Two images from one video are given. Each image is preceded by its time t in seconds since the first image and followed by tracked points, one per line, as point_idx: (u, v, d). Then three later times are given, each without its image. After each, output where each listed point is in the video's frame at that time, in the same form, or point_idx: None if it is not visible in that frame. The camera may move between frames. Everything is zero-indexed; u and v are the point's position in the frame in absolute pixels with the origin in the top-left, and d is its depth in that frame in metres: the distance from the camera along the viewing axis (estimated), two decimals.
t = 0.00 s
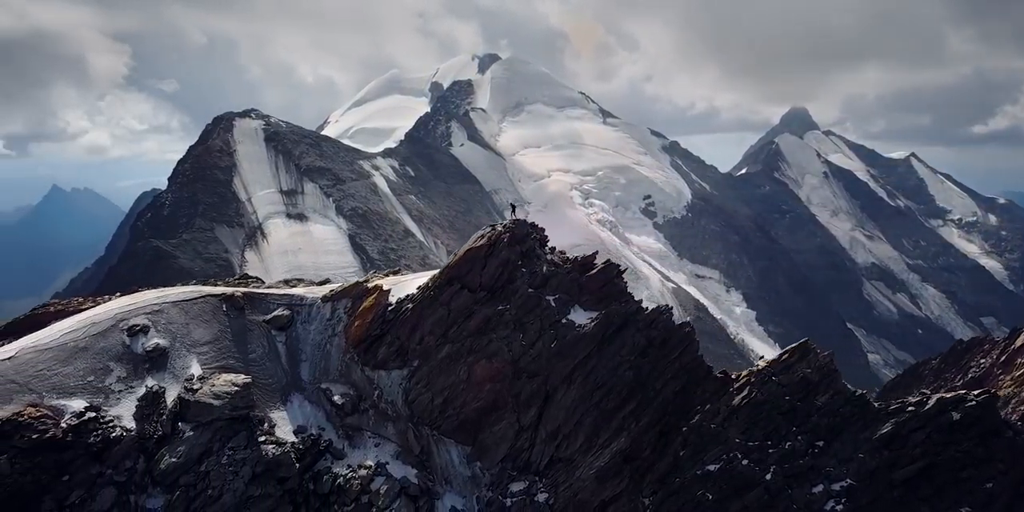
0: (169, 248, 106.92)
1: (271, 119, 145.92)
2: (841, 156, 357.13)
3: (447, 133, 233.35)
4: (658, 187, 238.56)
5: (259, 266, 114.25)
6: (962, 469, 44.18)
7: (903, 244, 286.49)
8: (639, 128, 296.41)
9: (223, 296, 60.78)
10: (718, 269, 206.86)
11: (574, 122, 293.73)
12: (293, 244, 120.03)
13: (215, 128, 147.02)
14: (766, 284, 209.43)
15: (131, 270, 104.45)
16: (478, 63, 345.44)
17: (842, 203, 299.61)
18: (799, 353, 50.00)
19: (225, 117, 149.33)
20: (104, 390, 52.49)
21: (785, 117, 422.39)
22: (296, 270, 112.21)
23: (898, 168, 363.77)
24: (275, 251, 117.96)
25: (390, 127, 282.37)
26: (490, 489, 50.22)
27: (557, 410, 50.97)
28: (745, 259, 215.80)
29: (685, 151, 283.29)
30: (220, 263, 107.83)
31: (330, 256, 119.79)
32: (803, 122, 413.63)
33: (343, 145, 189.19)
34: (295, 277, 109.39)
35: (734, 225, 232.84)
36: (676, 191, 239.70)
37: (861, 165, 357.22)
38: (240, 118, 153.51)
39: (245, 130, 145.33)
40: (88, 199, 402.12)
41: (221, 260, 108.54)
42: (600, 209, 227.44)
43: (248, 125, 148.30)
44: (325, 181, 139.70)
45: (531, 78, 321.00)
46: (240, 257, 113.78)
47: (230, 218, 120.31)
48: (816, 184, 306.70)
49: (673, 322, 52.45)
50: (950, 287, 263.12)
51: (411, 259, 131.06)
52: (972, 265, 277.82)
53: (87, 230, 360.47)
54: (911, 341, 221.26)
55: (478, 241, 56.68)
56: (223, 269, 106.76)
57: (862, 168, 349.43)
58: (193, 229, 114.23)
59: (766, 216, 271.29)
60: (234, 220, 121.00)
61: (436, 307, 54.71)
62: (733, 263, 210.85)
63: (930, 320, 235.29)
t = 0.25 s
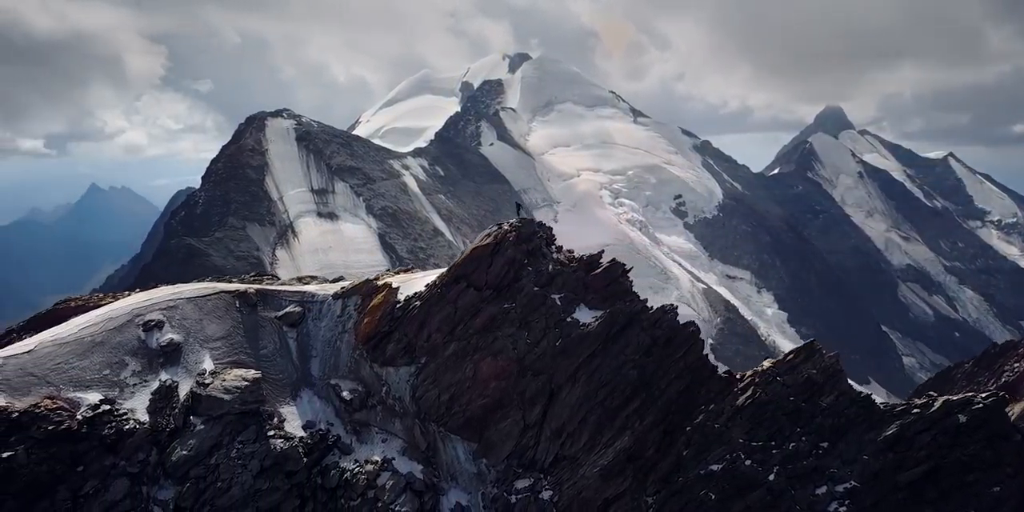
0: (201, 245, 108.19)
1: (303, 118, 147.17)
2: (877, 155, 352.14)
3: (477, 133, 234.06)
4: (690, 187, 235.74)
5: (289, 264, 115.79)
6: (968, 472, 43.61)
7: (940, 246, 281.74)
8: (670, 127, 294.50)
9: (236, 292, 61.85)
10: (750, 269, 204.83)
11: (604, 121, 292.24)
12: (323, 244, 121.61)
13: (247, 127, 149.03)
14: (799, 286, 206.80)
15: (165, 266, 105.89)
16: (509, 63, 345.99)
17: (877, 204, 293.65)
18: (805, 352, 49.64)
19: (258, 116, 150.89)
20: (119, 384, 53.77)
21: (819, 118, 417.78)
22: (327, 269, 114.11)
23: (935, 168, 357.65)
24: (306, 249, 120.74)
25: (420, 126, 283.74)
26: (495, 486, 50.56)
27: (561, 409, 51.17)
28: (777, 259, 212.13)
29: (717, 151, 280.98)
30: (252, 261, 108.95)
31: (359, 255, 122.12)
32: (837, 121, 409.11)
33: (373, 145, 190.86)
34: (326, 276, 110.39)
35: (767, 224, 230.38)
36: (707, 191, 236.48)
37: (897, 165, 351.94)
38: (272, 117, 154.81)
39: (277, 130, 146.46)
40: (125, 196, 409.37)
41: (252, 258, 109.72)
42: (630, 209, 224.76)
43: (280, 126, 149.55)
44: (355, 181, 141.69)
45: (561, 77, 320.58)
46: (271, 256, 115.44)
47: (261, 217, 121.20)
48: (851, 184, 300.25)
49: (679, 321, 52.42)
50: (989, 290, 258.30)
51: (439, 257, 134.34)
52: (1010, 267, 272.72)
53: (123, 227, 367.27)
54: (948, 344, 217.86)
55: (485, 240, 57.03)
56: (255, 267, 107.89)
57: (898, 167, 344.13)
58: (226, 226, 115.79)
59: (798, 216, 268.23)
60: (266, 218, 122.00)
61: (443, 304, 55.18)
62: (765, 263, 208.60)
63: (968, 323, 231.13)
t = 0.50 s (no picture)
0: (233, 244, 109.77)
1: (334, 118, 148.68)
2: (914, 155, 346.60)
3: (507, 132, 234.62)
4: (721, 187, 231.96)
5: (320, 261, 117.33)
6: (973, 476, 43.08)
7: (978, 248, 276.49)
8: (701, 127, 292.50)
9: (249, 289, 62.87)
10: (781, 270, 202.95)
11: (635, 120, 290.55)
12: (353, 242, 123.31)
13: (278, 128, 150.42)
14: (833, 288, 205.59)
15: (197, 264, 107.57)
16: (540, 62, 346.53)
17: (913, 205, 287.06)
18: (811, 352, 49.37)
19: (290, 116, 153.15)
20: (134, 378, 55.00)
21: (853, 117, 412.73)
22: (357, 267, 115.45)
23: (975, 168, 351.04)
24: (337, 247, 122.32)
25: (450, 126, 284.90)
26: (500, 483, 51.01)
27: (566, 407, 51.40)
28: (809, 260, 210.64)
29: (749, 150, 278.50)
30: (283, 260, 110.15)
31: (388, 254, 123.89)
32: (872, 120, 403.93)
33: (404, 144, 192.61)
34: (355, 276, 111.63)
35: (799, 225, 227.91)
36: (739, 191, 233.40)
37: (935, 164, 346.24)
38: (304, 117, 156.46)
39: (308, 129, 148.05)
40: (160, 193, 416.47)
41: (283, 257, 110.94)
42: (660, 209, 221.65)
43: (311, 125, 151.36)
44: (384, 181, 143.55)
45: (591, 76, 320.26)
46: (302, 254, 117.00)
47: (292, 215, 122.56)
48: (887, 184, 292.87)
49: (684, 320, 52.39)
50: None
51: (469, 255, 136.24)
52: None
53: (158, 224, 373.71)
54: (985, 347, 214.12)
55: (491, 238, 57.35)
56: (286, 265, 109.18)
57: (936, 167, 338.55)
58: (258, 225, 117.26)
59: (832, 216, 264.87)
60: (296, 217, 123.52)
61: (450, 302, 55.63)
62: (797, 264, 206.21)
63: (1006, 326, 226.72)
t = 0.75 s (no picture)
0: (264, 241, 109.79)
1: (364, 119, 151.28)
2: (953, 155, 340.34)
3: (536, 131, 234.83)
4: (753, 186, 228.73)
5: (350, 260, 118.80)
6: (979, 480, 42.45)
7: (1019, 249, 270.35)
8: (732, 126, 289.18)
9: (263, 286, 63.91)
10: (815, 271, 199.30)
11: (666, 119, 288.25)
12: (382, 240, 125.19)
13: (311, 127, 154.01)
14: (867, 289, 201.46)
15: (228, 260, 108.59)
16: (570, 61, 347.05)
17: (951, 206, 281.12)
18: (815, 353, 49.15)
19: (319, 116, 156.38)
20: (150, 372, 56.19)
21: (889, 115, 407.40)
22: (386, 266, 116.05)
23: (1016, 168, 343.31)
24: (367, 246, 124.12)
25: (481, 125, 285.69)
26: (506, 479, 51.43)
27: (571, 405, 51.64)
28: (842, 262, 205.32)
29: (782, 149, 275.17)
30: (314, 258, 110.85)
31: (417, 254, 124.76)
32: (909, 120, 397.96)
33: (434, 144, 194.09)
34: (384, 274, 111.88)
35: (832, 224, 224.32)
36: (771, 191, 230.16)
37: (974, 164, 339.65)
38: (334, 116, 160.01)
39: (339, 129, 150.95)
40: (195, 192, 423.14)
41: (314, 255, 111.76)
42: (691, 209, 218.28)
43: (341, 124, 154.41)
44: (414, 179, 145.89)
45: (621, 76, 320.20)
46: (332, 253, 118.19)
47: (323, 214, 123.74)
48: (924, 184, 288.23)
49: (688, 319, 52.40)
50: None
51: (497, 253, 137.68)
52: None
53: (192, 222, 379.59)
54: None
55: (498, 237, 57.72)
56: (318, 263, 110.08)
57: (975, 167, 332.21)
58: (290, 223, 118.33)
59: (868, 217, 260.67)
60: (328, 216, 124.67)
61: (458, 300, 56.12)
62: (830, 265, 202.74)
63: None
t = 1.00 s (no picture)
0: (295, 240, 110.88)
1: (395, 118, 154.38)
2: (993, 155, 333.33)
3: (565, 130, 233.54)
4: (786, 187, 227.59)
5: (379, 260, 119.80)
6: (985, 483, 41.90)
7: None
8: (763, 125, 284.09)
9: (277, 283, 64.96)
10: (849, 273, 196.04)
11: (697, 119, 285.29)
12: (412, 239, 126.96)
13: (342, 126, 157.31)
14: (901, 291, 197.49)
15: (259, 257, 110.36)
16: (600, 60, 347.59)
17: (990, 206, 274.93)
18: (821, 355, 48.89)
19: (350, 115, 159.69)
20: (165, 366, 57.39)
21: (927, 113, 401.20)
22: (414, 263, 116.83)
23: None
24: (398, 245, 125.71)
25: (510, 124, 285.89)
26: (512, 476, 51.77)
27: (576, 404, 51.84)
28: (877, 263, 201.79)
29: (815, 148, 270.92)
30: (345, 257, 111.97)
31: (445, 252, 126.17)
32: (948, 119, 391.53)
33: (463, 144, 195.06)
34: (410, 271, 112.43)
35: (867, 224, 220.28)
36: (803, 190, 227.50)
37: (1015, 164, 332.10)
38: (364, 115, 163.55)
39: (369, 129, 153.60)
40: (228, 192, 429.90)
41: (344, 253, 112.76)
42: (722, 209, 215.36)
43: (371, 123, 157.24)
44: (443, 179, 147.69)
45: (651, 74, 319.47)
46: (362, 252, 119.18)
47: (353, 213, 125.71)
48: (962, 184, 283.29)
49: (694, 318, 52.38)
50: None
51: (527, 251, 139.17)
52: None
53: (224, 220, 385.54)
54: None
55: (506, 235, 58.07)
56: (348, 262, 111.15)
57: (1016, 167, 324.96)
58: (321, 222, 119.82)
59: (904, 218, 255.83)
60: (358, 214, 126.54)
61: (465, 298, 56.60)
62: (865, 267, 198.91)
63: None
